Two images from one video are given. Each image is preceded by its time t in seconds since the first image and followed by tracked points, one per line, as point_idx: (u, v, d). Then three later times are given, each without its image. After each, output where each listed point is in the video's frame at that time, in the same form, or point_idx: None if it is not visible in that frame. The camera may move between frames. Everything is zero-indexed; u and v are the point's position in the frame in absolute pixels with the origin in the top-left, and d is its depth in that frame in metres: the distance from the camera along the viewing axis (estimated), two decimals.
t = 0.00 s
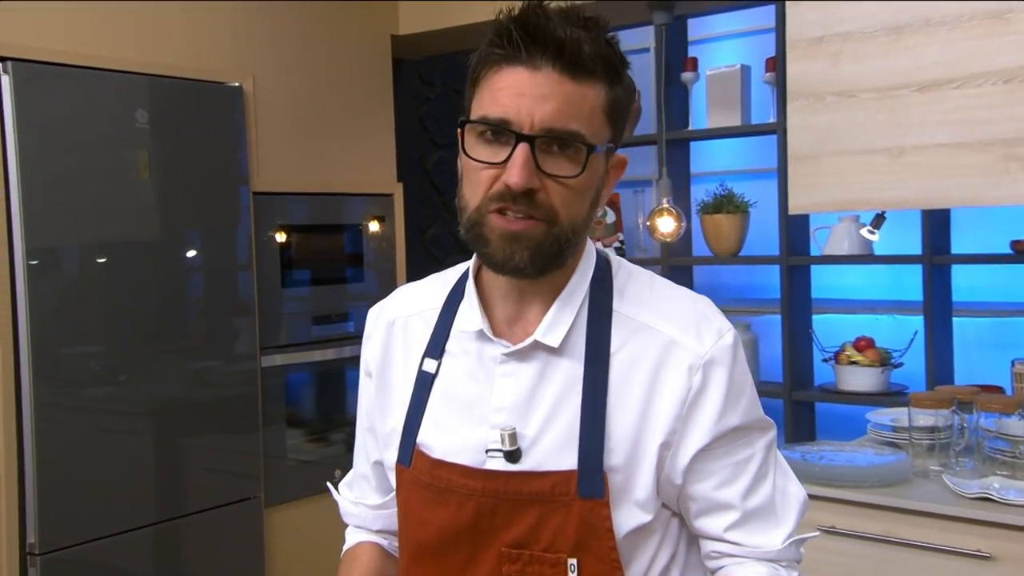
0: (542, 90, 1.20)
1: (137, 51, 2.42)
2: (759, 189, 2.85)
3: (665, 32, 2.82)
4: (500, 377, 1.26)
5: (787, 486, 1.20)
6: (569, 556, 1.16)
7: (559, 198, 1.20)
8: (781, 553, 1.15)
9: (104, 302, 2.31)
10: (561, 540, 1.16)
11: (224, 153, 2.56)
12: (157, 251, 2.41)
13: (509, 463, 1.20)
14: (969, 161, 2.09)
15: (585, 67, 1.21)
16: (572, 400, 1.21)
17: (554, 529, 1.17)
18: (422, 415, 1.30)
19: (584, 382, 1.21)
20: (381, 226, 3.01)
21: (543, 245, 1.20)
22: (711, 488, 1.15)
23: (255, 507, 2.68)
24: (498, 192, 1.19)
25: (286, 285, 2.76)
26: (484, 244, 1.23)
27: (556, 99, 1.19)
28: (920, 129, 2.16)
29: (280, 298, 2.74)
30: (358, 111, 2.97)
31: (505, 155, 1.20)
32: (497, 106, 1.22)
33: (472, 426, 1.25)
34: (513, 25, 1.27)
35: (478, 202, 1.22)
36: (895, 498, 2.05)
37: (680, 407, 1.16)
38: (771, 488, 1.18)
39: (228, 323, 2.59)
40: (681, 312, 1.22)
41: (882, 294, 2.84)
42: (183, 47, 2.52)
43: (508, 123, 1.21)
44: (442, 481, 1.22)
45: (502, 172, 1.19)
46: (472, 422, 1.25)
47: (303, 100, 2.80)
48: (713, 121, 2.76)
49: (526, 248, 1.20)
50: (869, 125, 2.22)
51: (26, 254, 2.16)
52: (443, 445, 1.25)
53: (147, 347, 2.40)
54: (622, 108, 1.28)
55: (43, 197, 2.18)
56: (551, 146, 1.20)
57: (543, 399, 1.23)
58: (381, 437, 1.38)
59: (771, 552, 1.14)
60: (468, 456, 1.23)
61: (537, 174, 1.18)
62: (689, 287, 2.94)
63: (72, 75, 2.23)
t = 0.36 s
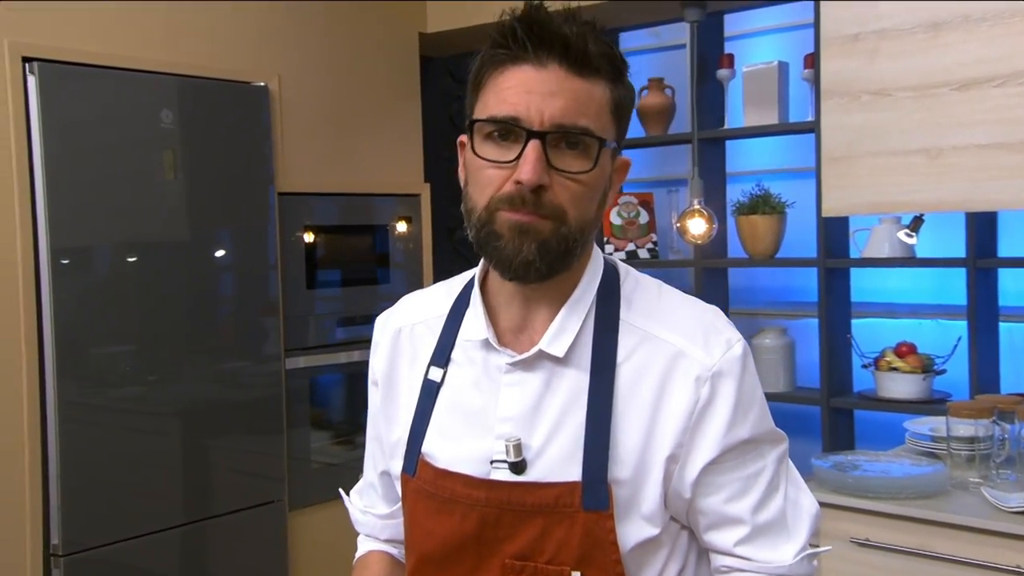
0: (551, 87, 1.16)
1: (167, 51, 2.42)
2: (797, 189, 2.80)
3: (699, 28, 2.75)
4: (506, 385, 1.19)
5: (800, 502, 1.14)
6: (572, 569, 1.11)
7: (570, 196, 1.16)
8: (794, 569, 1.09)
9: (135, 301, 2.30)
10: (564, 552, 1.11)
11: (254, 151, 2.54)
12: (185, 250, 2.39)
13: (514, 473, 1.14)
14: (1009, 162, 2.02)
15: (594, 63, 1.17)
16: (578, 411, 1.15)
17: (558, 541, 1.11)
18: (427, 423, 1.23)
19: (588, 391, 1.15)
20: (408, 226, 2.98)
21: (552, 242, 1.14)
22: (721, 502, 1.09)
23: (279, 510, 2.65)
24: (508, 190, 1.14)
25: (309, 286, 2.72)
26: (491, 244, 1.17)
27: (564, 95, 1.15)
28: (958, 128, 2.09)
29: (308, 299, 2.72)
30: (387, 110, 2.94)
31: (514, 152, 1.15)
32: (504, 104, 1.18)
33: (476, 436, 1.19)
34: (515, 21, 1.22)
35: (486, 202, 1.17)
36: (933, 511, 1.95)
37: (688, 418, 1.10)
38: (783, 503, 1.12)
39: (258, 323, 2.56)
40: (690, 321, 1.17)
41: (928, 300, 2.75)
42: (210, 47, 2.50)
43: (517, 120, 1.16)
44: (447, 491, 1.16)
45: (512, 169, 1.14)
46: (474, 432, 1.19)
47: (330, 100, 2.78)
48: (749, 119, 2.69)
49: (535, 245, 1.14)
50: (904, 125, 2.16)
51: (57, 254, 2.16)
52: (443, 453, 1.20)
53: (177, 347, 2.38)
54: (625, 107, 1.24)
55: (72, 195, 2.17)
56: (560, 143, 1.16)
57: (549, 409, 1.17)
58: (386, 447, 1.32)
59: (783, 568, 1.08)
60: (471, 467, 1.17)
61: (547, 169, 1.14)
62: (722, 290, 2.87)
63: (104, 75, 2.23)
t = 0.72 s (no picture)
0: (565, 86, 1.12)
1: (194, 52, 2.41)
2: (832, 189, 2.76)
3: (733, 24, 2.69)
4: (516, 388, 1.15)
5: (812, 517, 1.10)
6: None
7: (587, 197, 1.11)
8: None
9: (163, 301, 2.29)
10: (571, 558, 1.07)
11: (282, 151, 2.53)
12: (214, 250, 2.38)
13: (521, 479, 1.11)
14: None
15: (608, 64, 1.13)
16: (587, 415, 1.11)
17: (566, 547, 1.08)
18: (436, 429, 1.19)
19: (596, 394, 1.12)
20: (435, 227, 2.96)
21: (570, 247, 1.10)
22: (725, 513, 1.06)
23: (304, 513, 2.62)
24: (523, 193, 1.09)
25: (333, 289, 2.70)
26: (506, 249, 1.12)
27: (579, 96, 1.11)
28: (996, 129, 2.05)
29: (336, 300, 2.71)
30: (417, 110, 2.93)
31: (528, 153, 1.11)
32: (517, 105, 1.13)
33: (483, 439, 1.15)
34: (527, 20, 1.18)
35: (500, 206, 1.12)
36: (968, 522, 1.88)
37: (698, 425, 1.06)
38: (792, 516, 1.08)
39: (285, 324, 2.54)
40: (700, 325, 1.13)
41: (967, 306, 2.67)
42: (239, 47, 2.50)
43: (531, 121, 1.12)
44: (455, 495, 1.13)
45: (527, 169, 1.10)
46: (481, 436, 1.16)
47: (359, 100, 2.76)
48: (783, 119, 2.63)
49: (553, 249, 1.09)
50: (939, 126, 2.12)
51: (86, 253, 2.15)
52: (450, 457, 1.17)
53: (205, 347, 2.37)
54: (638, 109, 1.20)
55: (101, 195, 2.17)
56: (574, 143, 1.12)
57: (559, 413, 1.13)
58: (398, 452, 1.29)
59: None
60: (480, 471, 1.13)
61: (564, 170, 1.09)
62: (755, 292, 2.82)
63: (133, 74, 2.22)
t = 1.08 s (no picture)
0: (572, 80, 1.13)
1: (216, 56, 2.42)
2: (855, 192, 2.74)
3: (756, 25, 2.68)
4: (517, 388, 1.16)
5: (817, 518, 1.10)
6: None
7: (584, 190, 1.11)
8: None
9: (185, 302, 2.30)
10: (569, 558, 1.08)
11: (303, 154, 2.54)
12: (236, 252, 2.40)
13: (520, 476, 1.11)
14: None
15: (616, 62, 1.14)
16: (587, 414, 1.11)
17: (563, 547, 1.08)
18: (440, 427, 1.20)
19: (597, 393, 1.12)
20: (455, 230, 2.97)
21: (562, 236, 1.09)
22: (730, 515, 1.05)
23: (323, 514, 2.64)
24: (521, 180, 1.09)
25: (354, 291, 2.71)
26: (500, 235, 1.11)
27: (586, 89, 1.12)
28: (1017, 131, 2.03)
29: (357, 301, 2.72)
30: (438, 113, 2.94)
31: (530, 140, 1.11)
32: (525, 95, 1.14)
33: (485, 437, 1.16)
34: (542, 19, 1.20)
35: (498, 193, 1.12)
36: (985, 528, 1.86)
37: (699, 424, 1.06)
38: (796, 518, 1.08)
39: (306, 326, 2.56)
40: (703, 327, 1.13)
41: (991, 309, 2.64)
42: (262, 51, 2.51)
43: (536, 110, 1.12)
44: (455, 495, 1.14)
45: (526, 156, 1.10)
46: (482, 433, 1.16)
47: (380, 103, 2.78)
48: (805, 121, 2.62)
49: (543, 238, 1.09)
50: (960, 128, 2.10)
51: (110, 255, 2.17)
52: (452, 455, 1.17)
53: (227, 348, 2.39)
54: (648, 116, 1.20)
55: (124, 197, 2.19)
56: (578, 136, 1.12)
57: (559, 413, 1.13)
58: (401, 451, 1.29)
59: None
60: (481, 470, 1.14)
61: (562, 159, 1.09)
62: (777, 295, 2.81)
63: (157, 78, 2.24)
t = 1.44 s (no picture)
0: (584, 87, 1.13)
1: (230, 57, 2.43)
2: (870, 192, 2.74)
3: (769, 26, 2.67)
4: (524, 386, 1.16)
5: (823, 520, 1.10)
6: (581, 572, 1.08)
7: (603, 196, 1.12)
8: None
9: (200, 302, 2.32)
10: (574, 555, 1.09)
11: (317, 155, 2.55)
12: (250, 253, 2.41)
13: (526, 473, 1.11)
14: None
15: (629, 65, 1.14)
16: (593, 412, 1.11)
17: (568, 544, 1.09)
18: (447, 424, 1.20)
19: (603, 391, 1.12)
20: (468, 230, 2.97)
21: (588, 243, 1.11)
22: (733, 513, 1.05)
23: (336, 514, 2.65)
24: (539, 187, 1.10)
25: (367, 291, 2.72)
26: (523, 242, 1.13)
27: (598, 97, 1.12)
28: None
29: (371, 302, 2.73)
30: (451, 114, 2.94)
31: (547, 150, 1.12)
32: (538, 104, 1.14)
33: (491, 435, 1.16)
34: (550, 24, 1.19)
35: (517, 201, 1.13)
36: (997, 530, 1.86)
37: (703, 423, 1.06)
38: (800, 518, 1.08)
39: (319, 326, 2.57)
40: (708, 325, 1.12)
41: (1007, 310, 2.62)
42: (275, 52, 2.52)
43: (550, 120, 1.12)
44: (461, 492, 1.15)
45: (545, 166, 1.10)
46: (489, 431, 1.16)
47: (393, 104, 2.79)
48: (818, 121, 2.60)
49: (571, 244, 1.10)
50: (974, 128, 2.10)
51: (126, 255, 2.19)
52: (459, 453, 1.17)
53: (242, 347, 2.40)
54: (658, 116, 1.20)
55: (138, 198, 2.20)
56: (594, 143, 1.12)
57: (564, 410, 1.13)
58: (410, 450, 1.30)
59: None
60: (488, 467, 1.14)
61: (581, 167, 1.10)
62: (791, 296, 2.80)
63: (172, 80, 2.26)
